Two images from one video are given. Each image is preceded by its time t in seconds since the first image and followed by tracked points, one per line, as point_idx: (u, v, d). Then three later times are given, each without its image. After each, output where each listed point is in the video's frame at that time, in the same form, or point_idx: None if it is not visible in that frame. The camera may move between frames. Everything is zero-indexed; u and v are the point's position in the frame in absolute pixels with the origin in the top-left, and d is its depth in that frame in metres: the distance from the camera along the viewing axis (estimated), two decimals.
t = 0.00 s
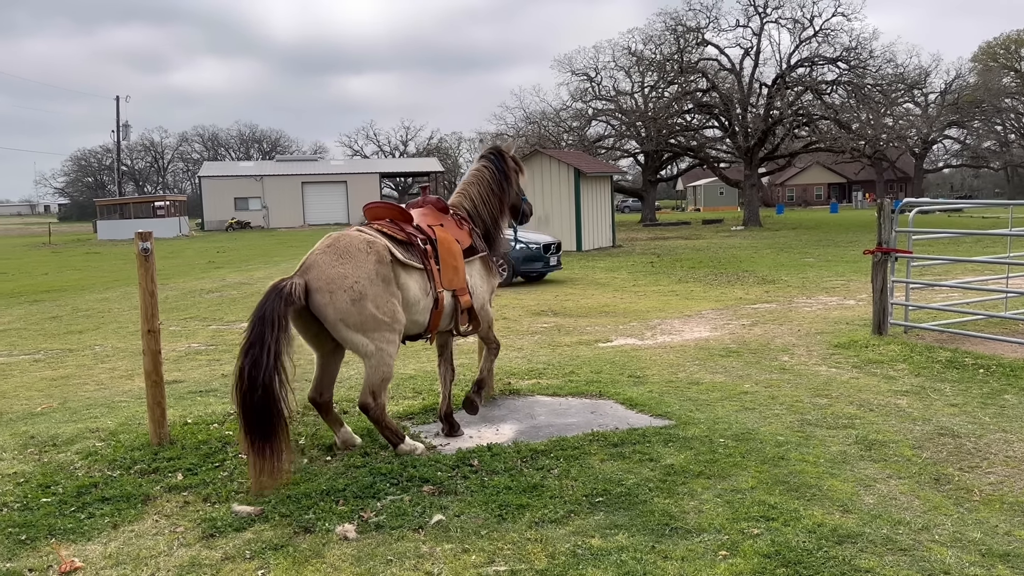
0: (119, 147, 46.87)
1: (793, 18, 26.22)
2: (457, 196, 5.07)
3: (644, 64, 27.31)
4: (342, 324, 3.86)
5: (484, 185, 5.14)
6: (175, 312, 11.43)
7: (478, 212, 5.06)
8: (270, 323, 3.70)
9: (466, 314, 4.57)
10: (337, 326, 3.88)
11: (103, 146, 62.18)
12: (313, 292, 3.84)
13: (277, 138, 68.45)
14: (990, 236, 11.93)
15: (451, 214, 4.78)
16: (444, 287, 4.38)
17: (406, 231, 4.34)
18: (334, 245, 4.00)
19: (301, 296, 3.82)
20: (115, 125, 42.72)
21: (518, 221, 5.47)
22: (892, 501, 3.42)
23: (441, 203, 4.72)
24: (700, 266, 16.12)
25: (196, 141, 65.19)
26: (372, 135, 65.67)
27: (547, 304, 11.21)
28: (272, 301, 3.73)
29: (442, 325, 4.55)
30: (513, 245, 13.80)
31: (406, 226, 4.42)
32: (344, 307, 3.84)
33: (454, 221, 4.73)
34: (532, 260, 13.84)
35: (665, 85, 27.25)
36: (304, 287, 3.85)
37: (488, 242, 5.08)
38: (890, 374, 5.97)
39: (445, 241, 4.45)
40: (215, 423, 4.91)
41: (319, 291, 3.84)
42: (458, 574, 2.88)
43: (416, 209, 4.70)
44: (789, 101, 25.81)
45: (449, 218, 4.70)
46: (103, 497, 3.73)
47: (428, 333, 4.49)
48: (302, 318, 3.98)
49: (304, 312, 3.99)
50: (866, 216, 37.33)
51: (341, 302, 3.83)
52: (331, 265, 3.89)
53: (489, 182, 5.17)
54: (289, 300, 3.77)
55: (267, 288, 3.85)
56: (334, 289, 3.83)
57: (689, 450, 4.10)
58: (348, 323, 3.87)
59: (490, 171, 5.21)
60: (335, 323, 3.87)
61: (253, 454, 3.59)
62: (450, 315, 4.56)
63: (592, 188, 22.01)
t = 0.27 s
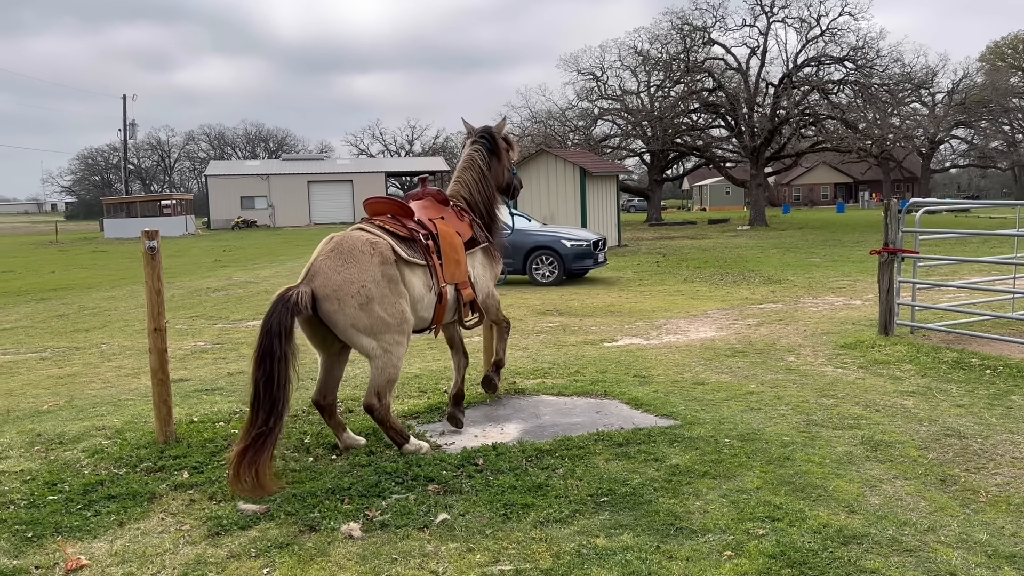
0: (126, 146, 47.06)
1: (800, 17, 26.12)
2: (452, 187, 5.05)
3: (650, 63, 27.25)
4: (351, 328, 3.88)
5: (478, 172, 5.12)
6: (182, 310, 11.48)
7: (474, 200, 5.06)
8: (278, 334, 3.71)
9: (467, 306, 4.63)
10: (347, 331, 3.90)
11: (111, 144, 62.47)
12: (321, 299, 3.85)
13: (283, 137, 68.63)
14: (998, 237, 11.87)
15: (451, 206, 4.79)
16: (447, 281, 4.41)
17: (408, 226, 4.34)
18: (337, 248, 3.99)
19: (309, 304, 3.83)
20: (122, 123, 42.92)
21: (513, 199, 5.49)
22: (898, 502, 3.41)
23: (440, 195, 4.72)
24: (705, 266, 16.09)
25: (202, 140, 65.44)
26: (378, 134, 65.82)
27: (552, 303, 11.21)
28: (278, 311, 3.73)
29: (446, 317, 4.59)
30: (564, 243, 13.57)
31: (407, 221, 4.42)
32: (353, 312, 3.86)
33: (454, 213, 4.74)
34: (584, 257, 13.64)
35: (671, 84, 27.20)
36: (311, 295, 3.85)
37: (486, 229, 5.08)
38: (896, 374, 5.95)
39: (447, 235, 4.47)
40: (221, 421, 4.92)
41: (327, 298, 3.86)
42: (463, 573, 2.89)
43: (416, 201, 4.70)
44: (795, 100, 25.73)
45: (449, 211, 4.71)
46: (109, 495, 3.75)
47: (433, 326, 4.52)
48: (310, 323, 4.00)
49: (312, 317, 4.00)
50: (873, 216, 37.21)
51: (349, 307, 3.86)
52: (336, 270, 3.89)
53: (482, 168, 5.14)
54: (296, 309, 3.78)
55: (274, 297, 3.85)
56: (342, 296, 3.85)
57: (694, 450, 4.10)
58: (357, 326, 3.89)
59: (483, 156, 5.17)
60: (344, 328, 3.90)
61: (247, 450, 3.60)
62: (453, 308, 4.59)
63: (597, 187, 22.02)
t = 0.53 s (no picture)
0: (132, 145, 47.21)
1: (806, 16, 26.04)
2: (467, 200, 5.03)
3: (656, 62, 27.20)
4: (360, 315, 3.88)
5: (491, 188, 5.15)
6: (187, 310, 11.51)
7: (487, 214, 5.06)
8: (287, 312, 3.75)
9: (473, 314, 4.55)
10: (355, 318, 3.90)
11: (117, 144, 62.71)
12: (331, 283, 3.87)
13: (288, 136, 68.78)
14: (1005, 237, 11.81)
15: (466, 215, 4.82)
16: (455, 285, 4.38)
17: (425, 223, 4.36)
18: (352, 235, 4.03)
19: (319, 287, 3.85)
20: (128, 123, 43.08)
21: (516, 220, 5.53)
22: (904, 502, 3.40)
23: (456, 203, 4.75)
24: (711, 265, 16.05)
25: (208, 139, 65.65)
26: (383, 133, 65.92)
27: (557, 303, 11.19)
28: (290, 289, 3.77)
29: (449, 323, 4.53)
30: (615, 241, 13.40)
31: (426, 219, 4.44)
32: (362, 298, 3.87)
33: (468, 222, 4.75)
34: (636, 256, 13.50)
35: (676, 84, 27.15)
36: (322, 277, 3.87)
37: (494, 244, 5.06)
38: (902, 375, 5.92)
39: (461, 239, 4.47)
40: (226, 421, 4.94)
41: (338, 282, 3.88)
42: (467, 573, 2.88)
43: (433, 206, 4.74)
44: (801, 100, 25.65)
45: (464, 218, 4.73)
46: (114, 494, 3.76)
47: (436, 329, 4.47)
48: (320, 307, 4.02)
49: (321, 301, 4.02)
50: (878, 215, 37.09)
51: (359, 292, 3.86)
52: (349, 255, 3.92)
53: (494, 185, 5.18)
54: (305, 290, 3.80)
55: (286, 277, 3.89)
56: (352, 280, 3.87)
57: (699, 451, 4.09)
58: (366, 314, 3.89)
59: (495, 174, 5.23)
60: (352, 314, 3.90)
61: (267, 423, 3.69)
62: (458, 314, 4.55)
63: (602, 187, 21.99)
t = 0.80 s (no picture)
0: (137, 145, 47.34)
1: (811, 15, 25.95)
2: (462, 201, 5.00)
3: (660, 62, 27.17)
4: (385, 306, 3.91)
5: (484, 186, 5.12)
6: (191, 309, 11.53)
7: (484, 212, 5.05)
8: (312, 299, 3.76)
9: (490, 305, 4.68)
10: (380, 309, 3.92)
11: (122, 144, 62.90)
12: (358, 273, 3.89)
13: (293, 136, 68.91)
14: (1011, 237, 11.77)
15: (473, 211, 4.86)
16: (473, 278, 4.48)
17: (446, 217, 4.43)
18: (377, 227, 4.08)
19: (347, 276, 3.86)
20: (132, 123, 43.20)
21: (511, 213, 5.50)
22: (909, 503, 3.39)
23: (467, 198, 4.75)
24: (715, 265, 16.03)
25: (213, 139, 65.78)
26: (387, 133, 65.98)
27: (561, 303, 11.19)
28: (315, 278, 3.79)
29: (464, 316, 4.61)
30: (667, 241, 13.37)
31: (445, 214, 4.51)
32: (390, 289, 3.90)
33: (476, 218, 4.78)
34: (687, 256, 13.46)
35: (680, 84, 27.12)
36: (349, 267, 3.89)
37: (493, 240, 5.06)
38: (907, 375, 5.90)
39: (476, 236, 4.54)
40: (231, 420, 4.95)
41: (365, 272, 3.90)
42: (471, 572, 2.89)
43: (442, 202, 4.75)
44: (806, 99, 25.59)
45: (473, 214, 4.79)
46: (119, 493, 3.78)
47: (449, 323, 4.54)
48: (342, 298, 4.03)
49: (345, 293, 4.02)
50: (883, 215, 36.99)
51: (387, 283, 3.90)
52: (378, 247, 3.96)
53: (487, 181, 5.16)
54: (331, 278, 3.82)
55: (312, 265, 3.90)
56: (380, 271, 3.90)
57: (703, 450, 4.08)
58: (391, 306, 3.93)
59: (486, 171, 5.20)
60: (378, 305, 3.92)
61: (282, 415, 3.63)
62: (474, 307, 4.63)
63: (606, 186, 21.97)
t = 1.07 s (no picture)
0: (140, 145, 47.43)
1: (815, 15, 25.91)
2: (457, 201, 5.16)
3: (663, 62, 27.14)
4: (410, 300, 3.95)
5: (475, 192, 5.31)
6: (195, 309, 11.56)
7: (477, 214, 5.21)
8: (350, 289, 3.80)
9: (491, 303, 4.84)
10: (404, 303, 3.96)
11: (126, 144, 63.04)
12: (384, 266, 3.92)
13: (296, 136, 68.99)
14: (1015, 237, 11.75)
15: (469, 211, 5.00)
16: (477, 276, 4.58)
17: (453, 214, 4.57)
18: (397, 222, 4.14)
19: (376, 268, 3.90)
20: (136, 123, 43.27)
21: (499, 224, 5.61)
22: (912, 503, 3.38)
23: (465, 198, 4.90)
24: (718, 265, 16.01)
25: (216, 139, 65.87)
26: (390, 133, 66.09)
27: (564, 303, 11.19)
28: (350, 268, 3.82)
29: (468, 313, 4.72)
30: (718, 237, 13.32)
31: (452, 211, 4.64)
32: (415, 282, 3.96)
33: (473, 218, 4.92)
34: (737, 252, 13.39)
35: (683, 83, 27.10)
36: (378, 261, 3.92)
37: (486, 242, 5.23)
38: (910, 375, 5.89)
39: (479, 235, 4.67)
40: (234, 420, 4.96)
41: (391, 265, 3.93)
42: (474, 572, 2.89)
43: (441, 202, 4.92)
44: (809, 99, 25.60)
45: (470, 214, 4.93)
46: (122, 493, 3.78)
47: (455, 321, 4.63)
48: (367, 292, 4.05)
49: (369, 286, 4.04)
50: (887, 214, 36.93)
51: (413, 276, 3.95)
52: (402, 241, 4.02)
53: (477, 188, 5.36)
54: (363, 268, 3.85)
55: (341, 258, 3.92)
56: (406, 264, 3.95)
57: (706, 451, 4.08)
58: (415, 299, 3.97)
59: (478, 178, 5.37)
60: (402, 299, 3.95)
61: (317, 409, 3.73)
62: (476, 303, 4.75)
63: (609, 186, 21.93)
